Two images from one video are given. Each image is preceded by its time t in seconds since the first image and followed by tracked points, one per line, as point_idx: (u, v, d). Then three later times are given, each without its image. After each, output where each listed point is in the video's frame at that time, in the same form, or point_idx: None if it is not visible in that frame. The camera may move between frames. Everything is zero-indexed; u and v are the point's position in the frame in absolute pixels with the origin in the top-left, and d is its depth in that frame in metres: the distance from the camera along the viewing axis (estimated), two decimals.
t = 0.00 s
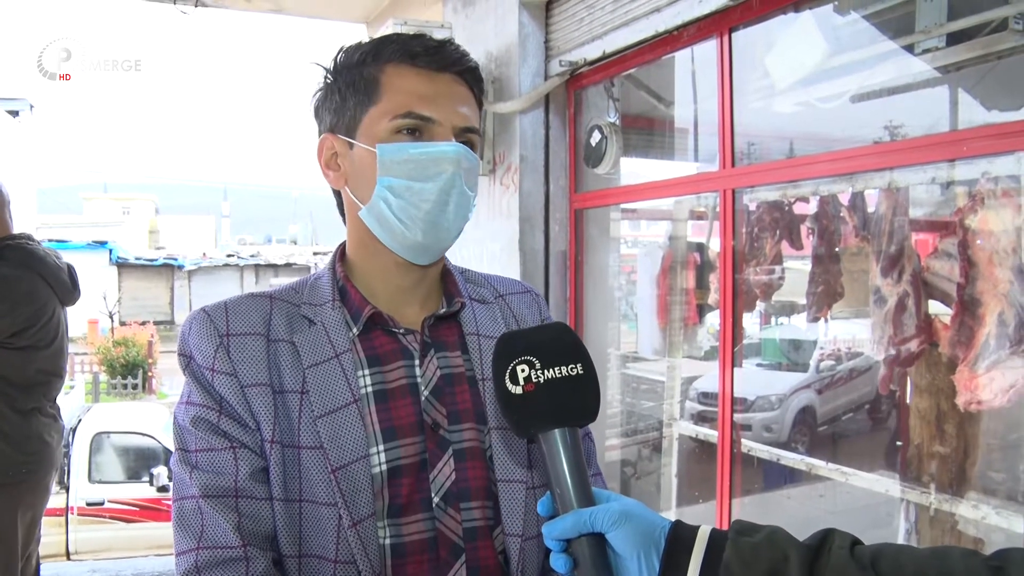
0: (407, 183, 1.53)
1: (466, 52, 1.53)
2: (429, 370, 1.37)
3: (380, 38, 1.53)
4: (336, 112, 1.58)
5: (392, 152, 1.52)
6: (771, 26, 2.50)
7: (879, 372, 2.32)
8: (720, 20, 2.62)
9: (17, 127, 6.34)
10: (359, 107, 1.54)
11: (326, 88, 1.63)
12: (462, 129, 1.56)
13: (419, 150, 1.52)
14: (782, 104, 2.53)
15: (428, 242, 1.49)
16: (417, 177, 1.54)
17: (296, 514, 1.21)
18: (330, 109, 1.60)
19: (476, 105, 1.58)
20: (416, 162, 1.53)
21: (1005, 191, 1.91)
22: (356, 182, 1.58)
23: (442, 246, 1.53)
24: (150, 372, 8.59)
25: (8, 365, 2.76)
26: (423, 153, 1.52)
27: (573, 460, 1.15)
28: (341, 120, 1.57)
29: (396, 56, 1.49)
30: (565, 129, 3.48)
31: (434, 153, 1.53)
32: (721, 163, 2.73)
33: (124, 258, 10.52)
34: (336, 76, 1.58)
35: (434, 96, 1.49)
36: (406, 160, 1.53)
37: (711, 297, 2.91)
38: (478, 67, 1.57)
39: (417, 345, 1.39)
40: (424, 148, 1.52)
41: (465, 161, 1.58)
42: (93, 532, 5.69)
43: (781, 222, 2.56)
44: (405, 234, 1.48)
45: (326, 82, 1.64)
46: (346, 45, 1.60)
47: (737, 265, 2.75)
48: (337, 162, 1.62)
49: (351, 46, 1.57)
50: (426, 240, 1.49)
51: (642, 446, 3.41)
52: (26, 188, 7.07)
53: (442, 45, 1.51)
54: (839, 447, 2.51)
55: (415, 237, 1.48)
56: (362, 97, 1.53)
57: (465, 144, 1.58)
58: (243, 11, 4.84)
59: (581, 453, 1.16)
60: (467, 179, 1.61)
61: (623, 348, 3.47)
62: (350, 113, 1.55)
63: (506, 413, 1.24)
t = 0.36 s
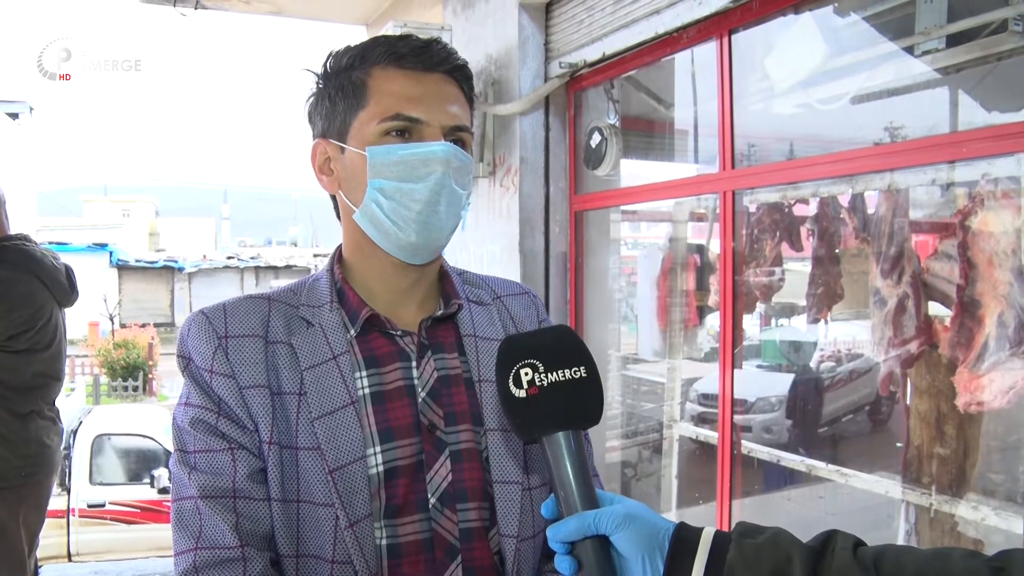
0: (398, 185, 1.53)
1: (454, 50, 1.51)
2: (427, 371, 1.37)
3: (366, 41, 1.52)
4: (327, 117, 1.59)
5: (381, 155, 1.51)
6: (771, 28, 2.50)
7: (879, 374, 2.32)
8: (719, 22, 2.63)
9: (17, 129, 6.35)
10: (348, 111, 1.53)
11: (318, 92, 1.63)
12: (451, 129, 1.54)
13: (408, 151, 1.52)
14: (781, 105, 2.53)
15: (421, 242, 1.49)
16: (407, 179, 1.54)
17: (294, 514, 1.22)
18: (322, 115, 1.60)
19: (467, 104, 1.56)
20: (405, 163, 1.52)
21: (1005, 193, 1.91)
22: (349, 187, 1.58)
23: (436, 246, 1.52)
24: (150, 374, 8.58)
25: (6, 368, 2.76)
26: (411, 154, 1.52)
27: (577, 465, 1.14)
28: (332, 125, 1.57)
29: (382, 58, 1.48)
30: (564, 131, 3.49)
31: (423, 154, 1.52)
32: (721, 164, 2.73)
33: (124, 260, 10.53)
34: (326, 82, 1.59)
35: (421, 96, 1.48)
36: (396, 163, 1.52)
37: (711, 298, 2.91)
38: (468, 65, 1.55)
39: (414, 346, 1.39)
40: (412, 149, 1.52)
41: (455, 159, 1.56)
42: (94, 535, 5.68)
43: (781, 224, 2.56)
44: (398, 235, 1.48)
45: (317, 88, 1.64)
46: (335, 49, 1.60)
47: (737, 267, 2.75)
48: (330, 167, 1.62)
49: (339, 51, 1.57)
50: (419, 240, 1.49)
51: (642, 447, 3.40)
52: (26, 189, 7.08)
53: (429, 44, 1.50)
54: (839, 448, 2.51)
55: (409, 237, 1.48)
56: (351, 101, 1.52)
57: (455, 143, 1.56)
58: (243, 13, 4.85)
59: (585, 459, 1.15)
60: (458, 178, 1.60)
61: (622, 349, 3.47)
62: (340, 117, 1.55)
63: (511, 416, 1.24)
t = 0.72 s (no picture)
0: (389, 193, 1.53)
1: (445, 50, 1.49)
2: (424, 367, 1.38)
3: (356, 41, 1.50)
4: (318, 119, 1.58)
5: (372, 162, 1.51)
6: (773, 25, 2.50)
7: (881, 370, 2.33)
8: (720, 18, 2.62)
9: (18, 127, 6.36)
10: (338, 114, 1.52)
11: (309, 93, 1.62)
12: (443, 132, 1.52)
13: (398, 159, 1.51)
14: (783, 102, 2.53)
15: (414, 248, 1.48)
16: (399, 186, 1.53)
17: (293, 510, 1.22)
18: (314, 116, 1.59)
19: (460, 105, 1.54)
20: (396, 171, 1.52)
21: (1007, 189, 1.91)
22: (341, 190, 1.59)
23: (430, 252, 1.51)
24: (153, 371, 8.61)
25: (4, 367, 2.77)
26: (401, 161, 1.51)
27: (581, 466, 1.15)
28: (324, 128, 1.57)
29: (371, 62, 1.46)
30: (566, 127, 3.49)
31: (413, 161, 1.51)
32: (723, 160, 2.73)
33: (127, 257, 10.53)
34: (316, 83, 1.58)
35: (411, 102, 1.46)
36: (386, 170, 1.52)
37: (713, 295, 2.92)
38: (460, 64, 1.52)
39: (411, 343, 1.40)
40: (402, 156, 1.51)
41: (446, 166, 1.54)
42: (96, 531, 5.71)
43: (783, 220, 2.56)
44: (390, 242, 1.47)
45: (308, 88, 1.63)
46: (326, 47, 1.58)
47: (739, 263, 2.76)
48: (324, 170, 1.62)
49: (329, 49, 1.55)
50: (413, 247, 1.47)
51: (644, 443, 3.41)
52: (28, 187, 7.10)
53: (419, 44, 1.48)
54: (841, 445, 2.51)
55: (401, 244, 1.47)
56: (342, 104, 1.51)
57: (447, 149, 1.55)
58: (245, 10, 4.84)
59: (589, 460, 1.16)
60: (449, 185, 1.58)
61: (624, 346, 3.47)
62: (331, 120, 1.54)
63: (514, 418, 1.24)
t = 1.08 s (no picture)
0: (386, 184, 1.53)
1: (440, 38, 1.48)
2: (423, 363, 1.37)
3: (349, 31, 1.49)
4: (314, 111, 1.58)
5: (367, 154, 1.51)
6: (770, 17, 2.50)
7: (878, 363, 2.33)
8: (718, 11, 2.62)
9: (16, 124, 6.34)
10: (333, 106, 1.52)
11: (304, 85, 1.61)
12: (439, 122, 1.51)
13: (393, 150, 1.51)
14: (781, 95, 2.53)
15: (412, 240, 1.48)
16: (395, 177, 1.53)
17: (290, 509, 1.23)
18: (309, 109, 1.59)
19: (456, 95, 1.53)
20: (391, 162, 1.52)
21: (1003, 182, 1.92)
22: (338, 183, 1.58)
23: (428, 243, 1.51)
24: (150, 367, 8.60)
25: None
26: (397, 152, 1.51)
27: (565, 454, 1.16)
28: (319, 120, 1.57)
29: (365, 51, 1.46)
30: (563, 121, 3.48)
31: (409, 152, 1.51)
32: (721, 154, 2.73)
33: (124, 254, 10.49)
34: (311, 75, 1.58)
35: (405, 91, 1.45)
36: (382, 161, 1.52)
37: (710, 289, 2.92)
38: (455, 52, 1.52)
39: (410, 339, 1.39)
40: (398, 147, 1.51)
41: (443, 156, 1.54)
42: (94, 529, 5.71)
43: (780, 213, 2.56)
44: (389, 233, 1.47)
45: (303, 80, 1.63)
46: (319, 38, 1.57)
47: (737, 257, 2.76)
48: (320, 162, 1.62)
49: (323, 41, 1.55)
50: (411, 238, 1.48)
51: (643, 437, 3.42)
52: (25, 185, 7.08)
53: (413, 34, 1.47)
54: (839, 438, 2.52)
55: (399, 236, 1.47)
56: (336, 96, 1.51)
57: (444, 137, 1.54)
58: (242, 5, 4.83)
59: (574, 446, 1.17)
60: (446, 175, 1.58)
61: (622, 340, 3.47)
62: (326, 112, 1.54)
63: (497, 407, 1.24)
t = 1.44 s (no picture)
0: (376, 187, 1.49)
1: (435, 38, 1.46)
2: (413, 369, 1.34)
3: (343, 28, 1.47)
4: (304, 109, 1.55)
5: (357, 155, 1.47)
6: (758, 19, 2.49)
7: (866, 365, 2.33)
8: (705, 13, 2.61)
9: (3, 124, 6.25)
10: (324, 105, 1.49)
11: (294, 82, 1.58)
12: (432, 124, 1.49)
13: (384, 152, 1.47)
14: (768, 97, 2.53)
15: (402, 245, 1.45)
16: (385, 180, 1.50)
17: (276, 519, 1.20)
18: (299, 106, 1.56)
19: (450, 96, 1.50)
20: (382, 165, 1.48)
21: (989, 184, 1.91)
22: (327, 183, 1.55)
23: (418, 249, 1.49)
24: (136, 369, 8.48)
25: None
26: (388, 155, 1.48)
27: (528, 437, 1.14)
28: (309, 118, 1.53)
29: (359, 50, 1.43)
30: (551, 123, 3.46)
31: (401, 155, 1.48)
32: (708, 156, 2.72)
33: (109, 255, 10.30)
34: (302, 71, 1.55)
35: (399, 92, 1.43)
36: (373, 163, 1.48)
37: (698, 290, 2.91)
38: (451, 52, 1.49)
39: (400, 344, 1.36)
40: (389, 150, 1.47)
41: (434, 160, 1.51)
42: (78, 532, 5.61)
43: (767, 215, 2.56)
44: (378, 238, 1.44)
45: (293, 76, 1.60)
46: (312, 32, 1.55)
47: (724, 259, 2.75)
48: (309, 162, 1.58)
49: (316, 36, 1.52)
50: (400, 244, 1.45)
51: (630, 439, 3.41)
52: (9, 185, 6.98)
53: (408, 32, 1.45)
54: (826, 439, 2.52)
55: (389, 241, 1.44)
56: (327, 94, 1.48)
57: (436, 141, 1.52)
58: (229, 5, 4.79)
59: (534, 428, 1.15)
60: (438, 179, 1.55)
61: (609, 341, 3.46)
62: (316, 111, 1.50)
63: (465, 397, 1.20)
